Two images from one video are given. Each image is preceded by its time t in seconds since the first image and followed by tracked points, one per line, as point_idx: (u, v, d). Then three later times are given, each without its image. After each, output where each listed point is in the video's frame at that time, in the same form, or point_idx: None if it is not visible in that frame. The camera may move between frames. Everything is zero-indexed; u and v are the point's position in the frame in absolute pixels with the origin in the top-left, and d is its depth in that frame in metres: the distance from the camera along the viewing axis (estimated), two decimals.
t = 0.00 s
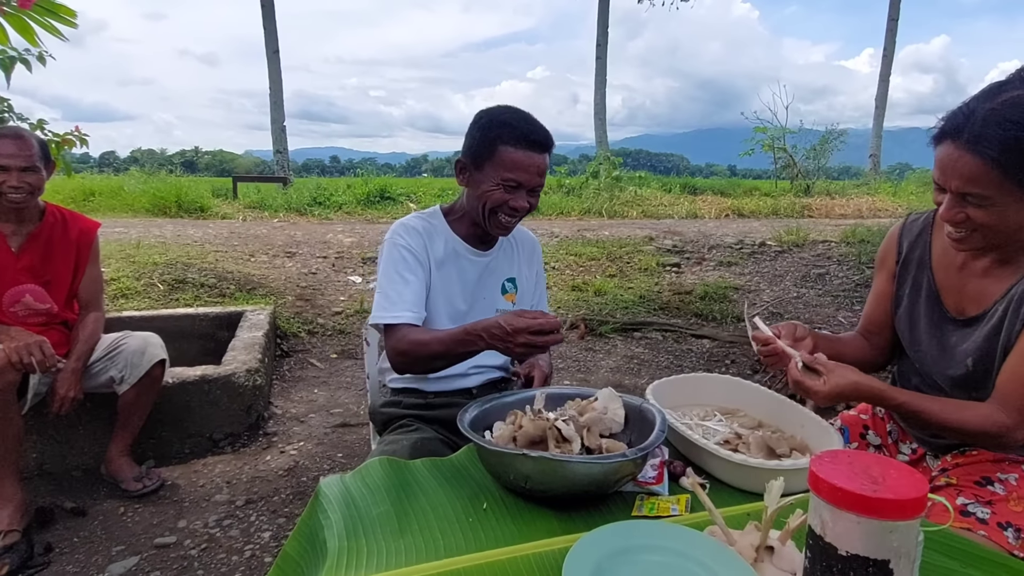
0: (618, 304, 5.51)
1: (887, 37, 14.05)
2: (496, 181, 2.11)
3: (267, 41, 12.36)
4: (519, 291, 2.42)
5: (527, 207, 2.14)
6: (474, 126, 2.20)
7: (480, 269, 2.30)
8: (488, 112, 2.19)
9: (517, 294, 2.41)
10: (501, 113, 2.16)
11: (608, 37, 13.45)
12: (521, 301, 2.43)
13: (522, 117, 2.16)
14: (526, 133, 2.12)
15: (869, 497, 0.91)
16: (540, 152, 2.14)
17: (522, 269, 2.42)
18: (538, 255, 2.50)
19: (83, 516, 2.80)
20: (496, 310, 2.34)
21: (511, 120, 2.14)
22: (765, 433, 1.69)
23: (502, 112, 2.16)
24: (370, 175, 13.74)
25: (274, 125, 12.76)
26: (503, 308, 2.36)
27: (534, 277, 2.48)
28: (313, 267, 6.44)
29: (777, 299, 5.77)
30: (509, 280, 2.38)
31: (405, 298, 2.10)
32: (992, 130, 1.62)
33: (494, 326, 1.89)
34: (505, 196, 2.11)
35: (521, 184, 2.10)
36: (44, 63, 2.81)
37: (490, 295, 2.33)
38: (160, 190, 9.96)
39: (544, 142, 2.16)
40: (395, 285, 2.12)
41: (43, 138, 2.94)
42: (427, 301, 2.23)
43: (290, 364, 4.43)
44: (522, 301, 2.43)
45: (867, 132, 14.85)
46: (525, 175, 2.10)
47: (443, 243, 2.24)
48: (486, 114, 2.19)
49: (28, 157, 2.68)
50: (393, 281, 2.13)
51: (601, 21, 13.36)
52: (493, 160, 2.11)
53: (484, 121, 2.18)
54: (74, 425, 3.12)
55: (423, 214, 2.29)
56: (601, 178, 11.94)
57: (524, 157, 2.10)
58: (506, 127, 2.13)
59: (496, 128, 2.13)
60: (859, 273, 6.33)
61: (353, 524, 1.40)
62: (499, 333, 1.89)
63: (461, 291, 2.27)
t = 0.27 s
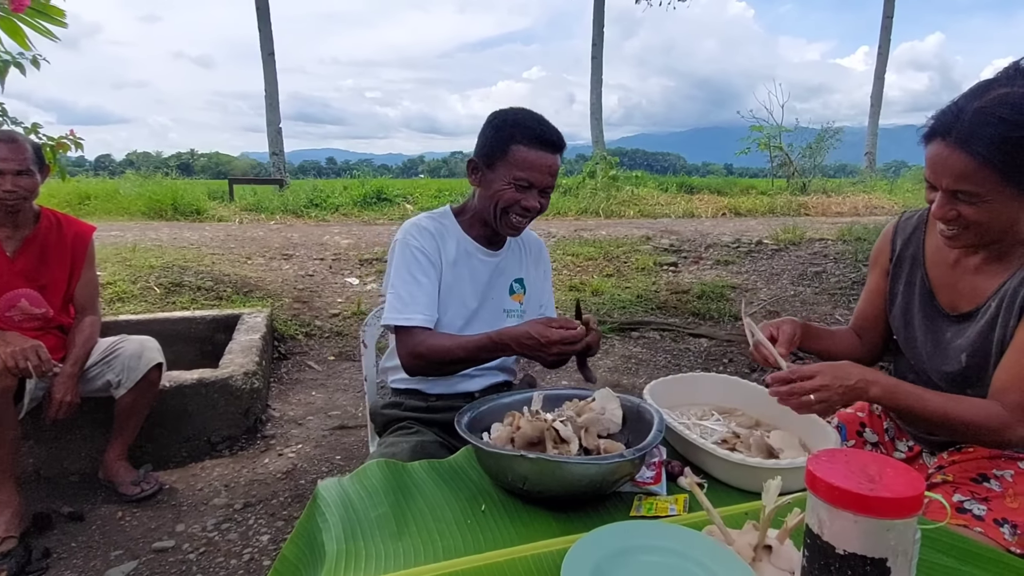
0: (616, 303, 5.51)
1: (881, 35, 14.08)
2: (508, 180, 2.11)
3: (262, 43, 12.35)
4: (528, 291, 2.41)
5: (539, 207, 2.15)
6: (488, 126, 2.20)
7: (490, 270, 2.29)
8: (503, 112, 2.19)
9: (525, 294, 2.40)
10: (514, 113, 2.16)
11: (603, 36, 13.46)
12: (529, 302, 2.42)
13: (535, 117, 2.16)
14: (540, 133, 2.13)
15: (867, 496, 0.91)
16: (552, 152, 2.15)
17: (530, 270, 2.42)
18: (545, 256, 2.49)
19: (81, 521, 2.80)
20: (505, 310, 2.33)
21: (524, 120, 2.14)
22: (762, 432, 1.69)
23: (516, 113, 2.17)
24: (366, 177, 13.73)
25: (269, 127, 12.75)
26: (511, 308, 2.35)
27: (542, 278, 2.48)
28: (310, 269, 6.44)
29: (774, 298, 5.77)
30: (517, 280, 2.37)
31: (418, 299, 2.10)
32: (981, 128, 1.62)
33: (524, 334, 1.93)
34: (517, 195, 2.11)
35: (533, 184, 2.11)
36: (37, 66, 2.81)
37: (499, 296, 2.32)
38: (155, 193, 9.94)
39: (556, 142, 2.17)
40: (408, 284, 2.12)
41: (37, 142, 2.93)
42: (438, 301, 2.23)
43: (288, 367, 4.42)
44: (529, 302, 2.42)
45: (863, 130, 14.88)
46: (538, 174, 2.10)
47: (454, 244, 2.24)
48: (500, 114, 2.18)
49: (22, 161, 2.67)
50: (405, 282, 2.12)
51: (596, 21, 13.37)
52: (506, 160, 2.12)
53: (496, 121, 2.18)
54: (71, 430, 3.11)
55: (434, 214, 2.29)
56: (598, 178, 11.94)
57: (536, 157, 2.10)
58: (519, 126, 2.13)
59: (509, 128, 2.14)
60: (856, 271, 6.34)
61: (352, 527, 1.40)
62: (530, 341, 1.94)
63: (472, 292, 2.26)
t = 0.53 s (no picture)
0: (612, 304, 5.51)
1: (875, 35, 14.14)
2: (490, 175, 2.12)
3: (257, 44, 12.33)
4: (526, 290, 2.40)
5: (525, 201, 2.14)
6: (470, 124, 2.22)
7: (485, 268, 2.29)
8: (484, 109, 2.20)
9: (523, 292, 2.39)
10: (494, 109, 2.18)
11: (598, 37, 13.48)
12: (527, 300, 2.41)
13: (517, 112, 2.17)
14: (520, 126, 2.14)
15: (861, 494, 0.92)
16: (536, 145, 2.15)
17: (527, 268, 2.41)
18: (544, 254, 2.48)
19: (76, 525, 2.79)
20: (502, 308, 2.33)
21: (505, 114, 2.15)
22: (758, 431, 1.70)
23: (497, 109, 2.18)
24: (362, 178, 13.72)
25: (264, 129, 12.73)
26: (508, 307, 2.34)
27: (540, 276, 2.47)
28: (305, 271, 6.43)
29: (769, 298, 5.79)
30: (514, 278, 2.36)
31: (411, 298, 2.11)
32: (977, 128, 1.63)
33: (518, 340, 1.94)
34: (501, 189, 2.12)
35: (517, 177, 2.11)
36: (30, 69, 2.80)
37: (495, 294, 2.32)
38: (150, 195, 9.92)
39: (539, 135, 2.17)
40: (401, 284, 2.14)
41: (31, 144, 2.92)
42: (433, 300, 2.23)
43: (284, 369, 4.41)
44: (528, 300, 2.41)
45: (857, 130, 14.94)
46: (521, 168, 2.11)
47: (447, 243, 2.25)
48: (481, 111, 2.20)
49: (15, 163, 2.66)
50: (398, 281, 2.14)
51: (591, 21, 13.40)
52: (488, 155, 2.13)
53: (477, 119, 2.19)
54: (66, 434, 3.10)
55: (427, 214, 2.31)
56: (593, 179, 11.96)
57: (518, 150, 2.11)
58: (499, 121, 2.14)
59: (490, 124, 2.15)
60: (851, 270, 6.36)
61: (349, 529, 1.40)
62: (522, 346, 1.94)
63: (466, 290, 2.26)
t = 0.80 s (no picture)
0: (607, 306, 5.53)
1: (869, 39, 14.21)
2: (468, 177, 2.13)
3: (253, 47, 12.32)
4: (515, 288, 2.40)
5: (505, 200, 2.15)
6: (445, 126, 2.22)
7: (472, 269, 2.29)
8: (458, 110, 2.21)
9: (512, 291, 2.39)
10: (468, 109, 2.18)
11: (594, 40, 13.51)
12: (517, 298, 2.41)
13: (490, 111, 2.17)
14: (493, 125, 2.14)
15: (852, 493, 0.93)
16: (513, 144, 2.16)
17: (515, 266, 2.41)
18: (531, 252, 2.49)
19: (71, 528, 2.78)
20: (491, 308, 2.33)
21: (478, 115, 2.15)
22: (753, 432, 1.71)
23: (471, 109, 2.18)
24: (358, 180, 13.72)
25: (260, 131, 12.72)
26: (497, 306, 2.35)
27: (529, 274, 2.47)
28: (301, 273, 6.42)
29: (764, 300, 5.81)
30: (502, 277, 2.36)
31: (398, 304, 2.12)
32: (974, 130, 1.64)
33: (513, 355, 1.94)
34: (479, 190, 2.13)
35: (495, 177, 2.12)
36: (25, 70, 2.79)
37: (484, 294, 2.32)
38: (145, 197, 9.90)
39: (515, 132, 2.18)
40: (387, 290, 2.14)
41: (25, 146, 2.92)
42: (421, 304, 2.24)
43: (279, 371, 4.41)
44: (518, 298, 2.41)
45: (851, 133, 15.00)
46: (498, 167, 2.11)
47: (432, 246, 2.25)
48: (456, 112, 2.20)
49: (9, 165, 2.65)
50: (385, 288, 2.15)
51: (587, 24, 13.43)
52: (465, 157, 2.14)
53: (451, 121, 2.20)
54: (60, 436, 3.09)
55: (412, 218, 2.32)
56: (589, 181, 11.99)
57: (494, 150, 2.12)
58: (472, 122, 2.15)
59: (464, 126, 2.16)
60: (845, 272, 6.39)
61: (345, 530, 1.41)
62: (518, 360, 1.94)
63: (454, 292, 2.27)
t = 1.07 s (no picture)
0: (607, 310, 5.54)
1: (867, 44, 14.27)
2: (455, 184, 2.14)
3: (253, 51, 12.35)
4: (509, 291, 2.41)
5: (493, 204, 2.16)
6: (428, 134, 2.23)
7: (465, 275, 2.30)
8: (440, 118, 2.22)
9: (507, 294, 2.40)
10: (449, 116, 2.19)
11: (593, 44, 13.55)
12: (511, 301, 2.42)
13: (472, 116, 2.18)
14: (474, 131, 2.15)
15: (853, 496, 0.94)
16: (496, 147, 2.16)
17: (508, 269, 2.42)
18: (525, 253, 2.49)
19: (71, 532, 2.78)
20: (485, 313, 2.34)
21: (459, 121, 2.16)
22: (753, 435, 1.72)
23: (452, 116, 2.19)
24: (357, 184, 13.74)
25: (260, 135, 12.73)
26: (492, 310, 2.36)
27: (522, 276, 2.48)
28: (300, 277, 6.43)
29: (763, 303, 5.82)
30: (496, 281, 2.37)
31: (392, 313, 2.14)
32: (974, 137, 1.65)
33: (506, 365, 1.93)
34: (466, 197, 2.14)
35: (481, 182, 2.13)
36: (27, 75, 2.80)
37: (478, 299, 2.33)
38: (145, 201, 9.91)
39: (498, 136, 2.18)
40: (381, 300, 2.16)
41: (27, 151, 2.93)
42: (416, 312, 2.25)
43: (279, 375, 4.41)
44: (512, 301, 2.42)
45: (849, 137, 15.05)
46: (482, 172, 2.12)
47: (424, 254, 2.26)
48: (437, 120, 2.21)
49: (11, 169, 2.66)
50: (378, 298, 2.16)
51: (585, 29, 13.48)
52: (449, 164, 2.15)
53: (433, 130, 2.21)
54: (60, 440, 3.09)
55: (403, 226, 2.32)
56: (588, 185, 12.01)
57: (477, 156, 2.12)
58: (453, 129, 2.16)
59: (446, 133, 2.16)
60: (844, 276, 6.40)
61: (347, 533, 1.41)
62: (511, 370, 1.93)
63: (448, 299, 2.28)
